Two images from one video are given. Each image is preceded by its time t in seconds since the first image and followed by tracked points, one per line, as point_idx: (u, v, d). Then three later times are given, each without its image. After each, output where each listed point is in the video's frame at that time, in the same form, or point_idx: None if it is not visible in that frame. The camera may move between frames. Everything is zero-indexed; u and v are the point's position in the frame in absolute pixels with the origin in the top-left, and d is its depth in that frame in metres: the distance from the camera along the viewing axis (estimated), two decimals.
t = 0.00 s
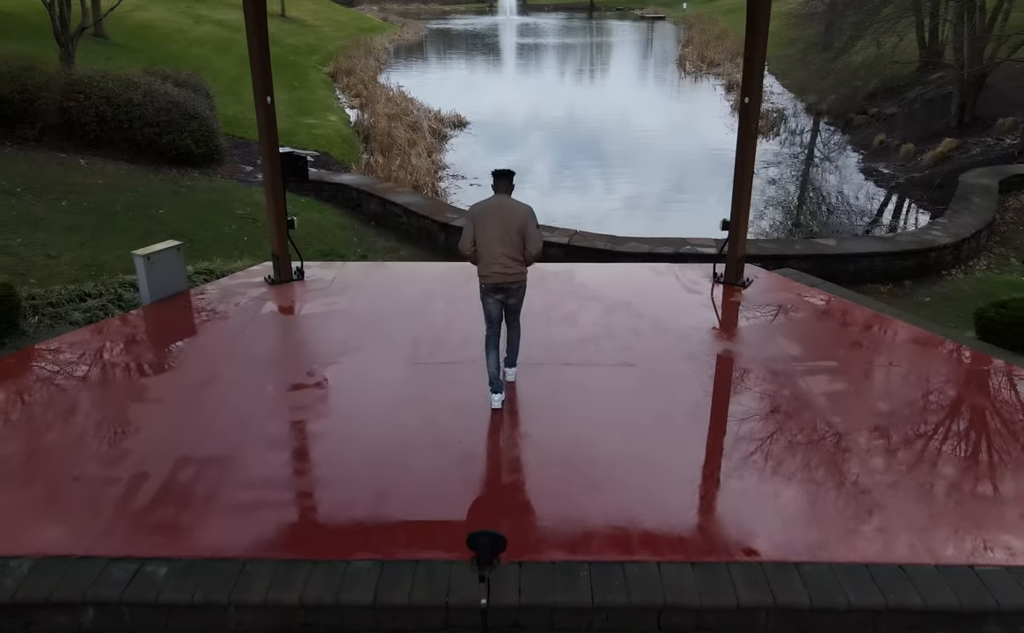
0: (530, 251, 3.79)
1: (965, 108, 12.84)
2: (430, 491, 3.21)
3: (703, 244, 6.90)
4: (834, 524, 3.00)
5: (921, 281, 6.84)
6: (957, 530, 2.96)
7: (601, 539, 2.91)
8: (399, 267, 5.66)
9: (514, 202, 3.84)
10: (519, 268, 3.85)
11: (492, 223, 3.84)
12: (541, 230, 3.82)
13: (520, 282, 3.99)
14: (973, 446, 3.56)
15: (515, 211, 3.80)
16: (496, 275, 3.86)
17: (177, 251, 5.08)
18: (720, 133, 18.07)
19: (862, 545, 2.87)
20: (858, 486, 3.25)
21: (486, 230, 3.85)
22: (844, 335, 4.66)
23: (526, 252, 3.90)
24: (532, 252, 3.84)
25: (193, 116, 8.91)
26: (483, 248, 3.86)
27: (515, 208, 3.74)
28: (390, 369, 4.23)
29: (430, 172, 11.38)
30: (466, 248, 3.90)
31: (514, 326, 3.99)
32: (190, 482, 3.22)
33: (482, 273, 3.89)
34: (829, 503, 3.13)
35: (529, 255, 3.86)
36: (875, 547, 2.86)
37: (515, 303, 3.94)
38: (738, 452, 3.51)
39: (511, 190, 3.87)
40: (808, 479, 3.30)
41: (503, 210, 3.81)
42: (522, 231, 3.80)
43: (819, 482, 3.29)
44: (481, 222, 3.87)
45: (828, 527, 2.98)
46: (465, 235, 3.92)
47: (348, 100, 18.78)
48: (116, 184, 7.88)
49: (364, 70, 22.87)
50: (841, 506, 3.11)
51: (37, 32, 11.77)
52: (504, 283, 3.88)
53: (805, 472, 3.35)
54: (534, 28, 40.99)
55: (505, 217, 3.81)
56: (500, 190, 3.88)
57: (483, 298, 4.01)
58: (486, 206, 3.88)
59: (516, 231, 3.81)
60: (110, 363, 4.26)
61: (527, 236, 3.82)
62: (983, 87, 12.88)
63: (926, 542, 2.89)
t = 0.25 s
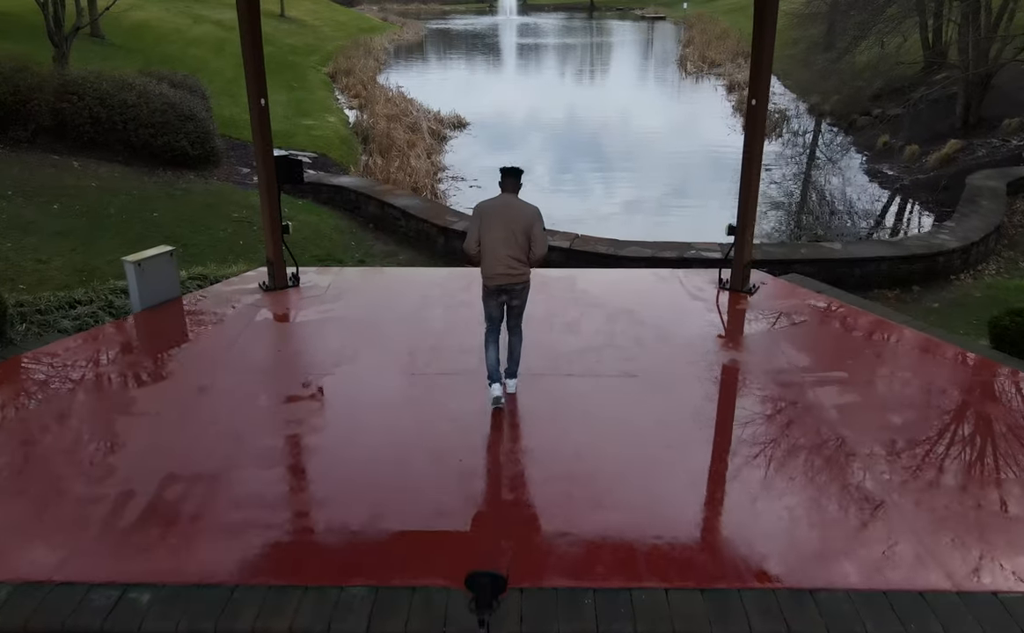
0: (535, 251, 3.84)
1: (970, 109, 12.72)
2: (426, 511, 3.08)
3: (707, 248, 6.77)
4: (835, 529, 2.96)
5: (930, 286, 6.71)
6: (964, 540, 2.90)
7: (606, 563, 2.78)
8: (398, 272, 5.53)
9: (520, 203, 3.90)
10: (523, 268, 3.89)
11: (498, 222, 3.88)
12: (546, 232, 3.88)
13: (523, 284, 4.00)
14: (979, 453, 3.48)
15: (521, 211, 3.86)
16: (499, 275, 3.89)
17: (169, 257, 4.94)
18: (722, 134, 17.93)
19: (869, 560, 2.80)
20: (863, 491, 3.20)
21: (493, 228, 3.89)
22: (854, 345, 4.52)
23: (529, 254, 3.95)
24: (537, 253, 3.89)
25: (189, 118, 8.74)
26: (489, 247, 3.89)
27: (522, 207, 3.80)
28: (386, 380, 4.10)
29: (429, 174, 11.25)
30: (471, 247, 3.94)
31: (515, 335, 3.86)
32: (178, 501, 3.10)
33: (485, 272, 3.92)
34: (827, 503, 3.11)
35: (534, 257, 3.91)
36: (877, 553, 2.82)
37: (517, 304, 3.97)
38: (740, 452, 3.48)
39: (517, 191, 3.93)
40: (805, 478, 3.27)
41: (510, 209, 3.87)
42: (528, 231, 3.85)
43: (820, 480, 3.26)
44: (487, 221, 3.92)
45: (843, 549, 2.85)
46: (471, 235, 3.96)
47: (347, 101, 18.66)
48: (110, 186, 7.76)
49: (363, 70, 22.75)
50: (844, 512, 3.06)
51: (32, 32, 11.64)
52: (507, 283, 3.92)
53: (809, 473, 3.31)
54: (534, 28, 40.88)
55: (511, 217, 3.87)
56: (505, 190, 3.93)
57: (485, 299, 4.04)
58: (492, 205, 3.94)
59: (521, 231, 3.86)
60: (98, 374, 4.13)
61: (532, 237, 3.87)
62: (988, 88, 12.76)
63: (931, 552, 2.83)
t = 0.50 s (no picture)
0: (539, 256, 3.78)
1: (974, 110, 12.61)
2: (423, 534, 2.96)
3: (710, 253, 6.65)
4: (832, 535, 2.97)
5: (938, 292, 6.59)
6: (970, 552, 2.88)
7: (609, 592, 2.67)
8: (395, 279, 5.41)
9: (522, 207, 3.82)
10: (525, 273, 3.82)
11: (501, 227, 3.79)
12: (549, 237, 3.82)
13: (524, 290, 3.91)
14: (983, 459, 3.44)
15: (524, 215, 3.78)
16: (502, 281, 3.81)
17: (160, 265, 4.80)
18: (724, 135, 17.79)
19: (872, 571, 2.78)
20: (868, 498, 3.19)
21: (495, 233, 3.80)
22: (863, 355, 4.41)
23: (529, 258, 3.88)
24: (539, 257, 3.83)
25: (184, 120, 8.57)
26: (491, 253, 3.80)
27: (527, 213, 3.72)
28: (382, 393, 3.98)
29: (428, 176, 11.13)
30: (473, 253, 3.84)
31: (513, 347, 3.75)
32: (163, 524, 2.98)
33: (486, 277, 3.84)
34: (830, 508, 3.12)
35: (536, 263, 3.83)
36: (878, 563, 2.82)
37: (517, 310, 3.89)
38: (746, 462, 3.43)
39: (518, 194, 3.83)
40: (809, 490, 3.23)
41: (513, 214, 3.78)
42: (531, 236, 3.78)
43: (823, 485, 3.27)
44: (489, 226, 3.82)
45: (857, 580, 2.74)
46: (471, 239, 3.85)
47: (346, 101, 18.54)
48: (103, 190, 7.64)
49: (362, 71, 22.63)
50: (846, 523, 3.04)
51: (27, 32, 11.53)
52: (508, 288, 3.84)
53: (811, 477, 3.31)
54: (535, 28, 40.76)
55: (514, 222, 3.78)
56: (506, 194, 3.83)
57: (484, 305, 3.96)
58: (494, 210, 3.83)
59: (524, 236, 3.79)
60: (84, 386, 4.00)
61: (535, 241, 3.81)
62: (993, 89, 12.64)
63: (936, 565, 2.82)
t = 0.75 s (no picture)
0: (539, 263, 3.68)
1: (979, 112, 12.51)
2: (419, 558, 2.85)
3: (714, 259, 6.54)
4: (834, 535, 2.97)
5: (945, 298, 6.48)
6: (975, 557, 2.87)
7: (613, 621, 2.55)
8: (394, 286, 5.30)
9: (522, 212, 3.71)
10: (525, 281, 3.72)
11: (500, 234, 3.69)
12: (549, 242, 3.71)
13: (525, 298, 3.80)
14: (987, 464, 3.42)
15: (524, 221, 3.67)
16: (501, 288, 3.71)
17: (152, 273, 4.68)
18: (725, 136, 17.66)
19: (874, 574, 2.78)
20: (876, 509, 3.12)
21: (495, 240, 3.69)
22: (873, 366, 4.29)
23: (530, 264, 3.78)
24: (539, 264, 3.72)
25: (180, 122, 8.46)
26: (490, 259, 3.69)
27: (526, 218, 3.62)
28: (379, 406, 3.87)
29: (427, 179, 11.03)
30: (471, 260, 3.73)
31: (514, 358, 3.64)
32: (150, 546, 2.87)
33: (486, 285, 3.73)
34: (833, 509, 3.12)
35: (536, 269, 3.73)
36: (878, 565, 2.82)
37: (518, 318, 3.78)
38: (754, 480, 3.32)
39: (517, 199, 3.72)
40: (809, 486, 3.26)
41: (512, 220, 3.67)
42: (531, 242, 3.68)
43: (828, 494, 3.21)
44: (487, 233, 3.71)
45: (872, 606, 2.63)
46: (469, 246, 3.74)
47: (345, 103, 18.44)
48: (97, 194, 7.53)
49: (361, 72, 22.54)
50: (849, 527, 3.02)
51: (23, 33, 11.42)
52: (508, 297, 3.73)
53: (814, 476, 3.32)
54: (535, 28, 40.65)
55: (514, 228, 3.68)
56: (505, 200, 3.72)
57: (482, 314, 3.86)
58: (493, 216, 3.73)
59: (524, 243, 3.68)
60: (72, 399, 3.89)
61: (535, 247, 3.70)
62: (997, 91, 12.55)
63: (936, 566, 2.83)
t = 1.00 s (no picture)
0: (536, 263, 3.58)
1: (984, 113, 12.40)
2: (417, 585, 2.72)
3: (718, 264, 6.42)
4: (838, 542, 2.94)
5: (954, 304, 6.36)
6: (978, 554, 2.88)
7: None
8: (393, 293, 5.20)
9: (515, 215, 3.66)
10: (524, 283, 3.62)
11: (494, 236, 3.63)
12: (546, 243, 3.63)
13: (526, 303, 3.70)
14: (993, 468, 3.38)
15: (517, 222, 3.63)
16: (500, 292, 3.61)
17: (145, 281, 4.57)
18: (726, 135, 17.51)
19: (890, 599, 2.67)
20: (891, 528, 3.01)
21: (488, 243, 3.64)
22: (885, 377, 4.17)
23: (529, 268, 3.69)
24: (538, 265, 3.63)
25: (176, 125, 8.35)
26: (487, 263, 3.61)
27: (518, 217, 3.57)
28: (377, 420, 3.75)
29: (427, 181, 10.91)
30: (468, 266, 3.66)
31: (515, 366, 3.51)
32: (138, 569, 2.76)
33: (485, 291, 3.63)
34: (837, 514, 3.09)
35: (534, 272, 3.65)
36: (894, 590, 2.71)
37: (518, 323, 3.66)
38: (764, 498, 3.21)
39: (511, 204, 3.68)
40: (810, 484, 3.29)
41: (505, 222, 3.63)
42: (527, 244, 3.60)
43: (841, 512, 3.11)
44: (482, 238, 3.66)
45: None
46: (465, 253, 3.69)
47: (345, 103, 18.33)
48: (92, 198, 7.42)
49: (361, 72, 22.43)
50: (851, 532, 3.00)
51: (19, 34, 11.31)
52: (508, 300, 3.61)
53: (814, 477, 3.33)
54: (535, 28, 40.54)
55: (507, 230, 3.63)
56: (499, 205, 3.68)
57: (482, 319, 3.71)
58: (486, 221, 3.68)
59: (519, 244, 3.61)
60: (61, 412, 3.78)
61: (531, 249, 3.62)
62: (1002, 92, 12.44)
63: (940, 568, 2.81)
